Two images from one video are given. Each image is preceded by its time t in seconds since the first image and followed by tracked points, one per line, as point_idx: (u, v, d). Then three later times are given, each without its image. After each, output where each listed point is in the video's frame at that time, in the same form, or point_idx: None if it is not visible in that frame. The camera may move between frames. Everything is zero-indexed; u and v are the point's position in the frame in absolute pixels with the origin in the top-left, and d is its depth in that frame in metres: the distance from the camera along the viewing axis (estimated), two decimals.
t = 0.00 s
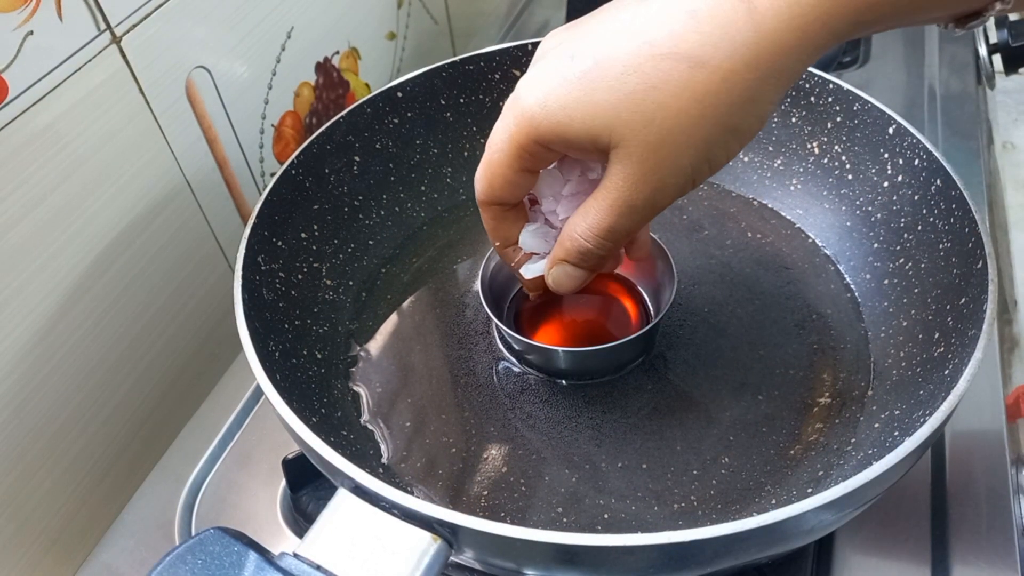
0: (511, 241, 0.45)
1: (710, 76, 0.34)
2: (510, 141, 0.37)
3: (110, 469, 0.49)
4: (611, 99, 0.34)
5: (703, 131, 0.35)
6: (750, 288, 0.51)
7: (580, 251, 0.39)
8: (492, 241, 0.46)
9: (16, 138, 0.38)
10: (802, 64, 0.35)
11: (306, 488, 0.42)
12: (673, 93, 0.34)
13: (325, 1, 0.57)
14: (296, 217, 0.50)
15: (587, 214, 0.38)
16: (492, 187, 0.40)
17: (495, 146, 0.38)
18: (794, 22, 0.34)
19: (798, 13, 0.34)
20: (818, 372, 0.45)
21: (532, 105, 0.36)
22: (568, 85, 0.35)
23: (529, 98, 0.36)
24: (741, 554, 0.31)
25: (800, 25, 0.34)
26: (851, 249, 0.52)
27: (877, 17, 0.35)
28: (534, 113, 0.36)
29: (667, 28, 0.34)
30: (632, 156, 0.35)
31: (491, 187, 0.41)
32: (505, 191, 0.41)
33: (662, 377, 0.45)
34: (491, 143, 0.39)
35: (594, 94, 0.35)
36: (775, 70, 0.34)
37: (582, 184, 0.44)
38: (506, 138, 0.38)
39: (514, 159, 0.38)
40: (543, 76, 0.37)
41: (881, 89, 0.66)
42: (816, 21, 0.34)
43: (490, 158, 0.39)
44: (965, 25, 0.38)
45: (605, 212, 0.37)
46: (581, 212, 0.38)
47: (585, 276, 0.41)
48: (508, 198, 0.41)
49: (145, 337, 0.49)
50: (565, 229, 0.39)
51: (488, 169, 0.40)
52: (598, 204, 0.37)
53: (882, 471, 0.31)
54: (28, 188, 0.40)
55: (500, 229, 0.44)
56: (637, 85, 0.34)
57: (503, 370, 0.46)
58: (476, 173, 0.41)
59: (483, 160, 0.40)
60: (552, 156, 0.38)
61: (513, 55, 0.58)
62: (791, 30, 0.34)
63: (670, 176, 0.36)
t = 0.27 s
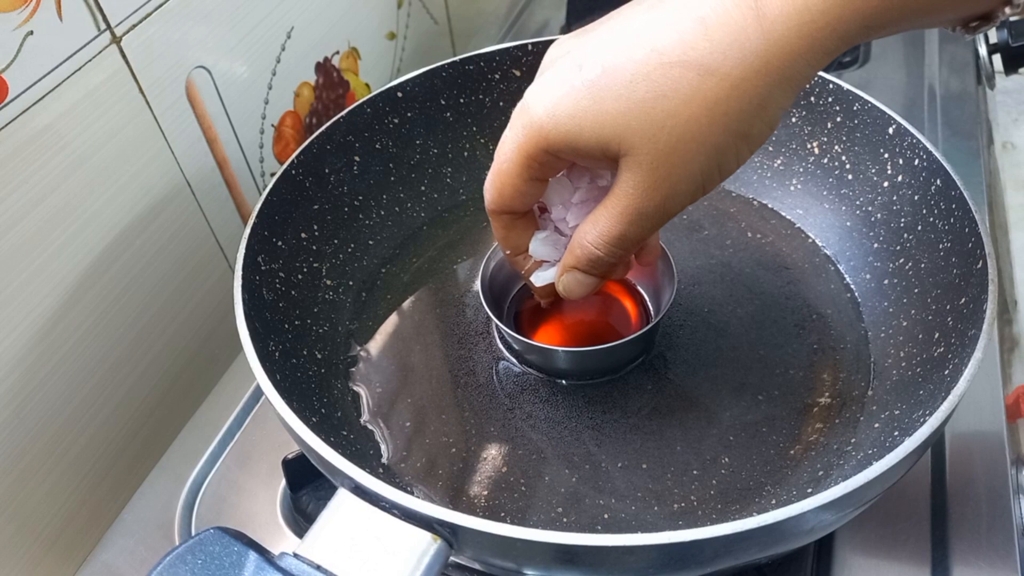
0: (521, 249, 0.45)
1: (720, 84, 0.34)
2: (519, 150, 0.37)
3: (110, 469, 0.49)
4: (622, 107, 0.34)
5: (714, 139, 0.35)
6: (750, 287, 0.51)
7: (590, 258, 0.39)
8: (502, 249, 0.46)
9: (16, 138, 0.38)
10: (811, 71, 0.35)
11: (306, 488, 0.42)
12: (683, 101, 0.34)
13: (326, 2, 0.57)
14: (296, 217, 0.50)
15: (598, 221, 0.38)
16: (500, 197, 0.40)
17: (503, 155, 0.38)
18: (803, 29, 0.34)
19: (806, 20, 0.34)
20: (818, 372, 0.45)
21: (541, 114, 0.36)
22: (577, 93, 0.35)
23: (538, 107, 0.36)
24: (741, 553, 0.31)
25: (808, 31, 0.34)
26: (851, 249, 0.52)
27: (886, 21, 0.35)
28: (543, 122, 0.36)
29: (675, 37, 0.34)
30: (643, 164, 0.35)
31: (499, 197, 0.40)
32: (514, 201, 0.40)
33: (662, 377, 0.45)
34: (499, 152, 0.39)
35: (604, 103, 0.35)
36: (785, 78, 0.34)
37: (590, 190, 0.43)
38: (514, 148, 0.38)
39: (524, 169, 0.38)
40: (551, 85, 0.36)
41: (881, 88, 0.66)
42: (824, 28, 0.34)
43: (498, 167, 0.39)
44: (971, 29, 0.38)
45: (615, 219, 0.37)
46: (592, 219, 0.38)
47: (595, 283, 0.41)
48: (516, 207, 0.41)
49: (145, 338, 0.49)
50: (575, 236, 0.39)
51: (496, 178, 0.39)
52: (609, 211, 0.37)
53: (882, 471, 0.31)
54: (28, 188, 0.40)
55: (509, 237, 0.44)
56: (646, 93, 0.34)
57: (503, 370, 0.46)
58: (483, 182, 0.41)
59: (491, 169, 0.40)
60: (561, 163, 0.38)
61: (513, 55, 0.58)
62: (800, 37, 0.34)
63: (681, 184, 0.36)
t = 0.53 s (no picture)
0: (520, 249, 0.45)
1: (717, 87, 0.34)
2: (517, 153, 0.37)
3: (110, 469, 0.49)
4: (620, 111, 0.34)
5: (711, 141, 0.34)
6: (750, 287, 0.51)
7: (590, 259, 0.39)
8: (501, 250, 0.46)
9: (16, 137, 0.38)
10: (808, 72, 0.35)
11: (306, 488, 0.42)
12: (681, 104, 0.34)
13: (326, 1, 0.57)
14: (296, 217, 0.50)
15: (596, 223, 0.38)
16: (498, 198, 0.40)
17: (500, 157, 0.38)
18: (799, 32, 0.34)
19: (803, 22, 0.34)
20: (818, 372, 0.45)
21: (539, 117, 0.36)
22: (575, 96, 0.35)
23: (535, 110, 0.36)
24: (741, 554, 0.31)
25: (804, 33, 0.34)
26: (851, 249, 0.52)
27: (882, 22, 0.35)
28: (540, 124, 0.36)
29: (673, 39, 0.34)
30: (641, 167, 0.35)
31: (498, 200, 0.41)
32: (512, 203, 0.40)
33: (662, 377, 0.45)
34: (497, 154, 0.38)
35: (601, 106, 0.34)
36: (781, 80, 0.34)
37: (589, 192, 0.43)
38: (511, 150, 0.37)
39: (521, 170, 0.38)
40: (549, 87, 0.36)
41: (881, 88, 0.66)
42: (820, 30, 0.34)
43: (496, 168, 0.39)
44: (968, 29, 0.38)
45: (614, 221, 0.37)
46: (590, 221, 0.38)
47: (595, 282, 0.41)
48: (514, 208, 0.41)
49: (145, 337, 0.49)
50: (574, 237, 0.39)
51: (494, 180, 0.39)
52: (607, 213, 0.37)
53: (882, 471, 0.31)
54: (28, 187, 0.40)
55: (508, 237, 0.44)
56: (644, 97, 0.34)
57: (503, 370, 0.46)
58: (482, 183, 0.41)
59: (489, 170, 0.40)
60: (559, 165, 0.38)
61: (513, 54, 0.57)
62: (796, 39, 0.34)
63: (679, 186, 0.35)
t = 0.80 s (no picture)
0: (508, 261, 0.44)
1: (713, 108, 0.33)
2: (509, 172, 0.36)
3: (110, 469, 0.49)
4: (616, 131, 0.34)
5: (708, 160, 0.34)
6: (750, 287, 0.51)
7: (588, 271, 0.39)
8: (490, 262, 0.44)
9: (16, 138, 0.38)
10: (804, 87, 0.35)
11: (306, 488, 0.42)
12: (676, 125, 0.34)
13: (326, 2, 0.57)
14: (296, 217, 0.50)
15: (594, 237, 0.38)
16: (489, 215, 0.39)
17: (491, 175, 0.38)
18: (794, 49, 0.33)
19: (797, 38, 0.33)
20: (818, 372, 0.45)
21: (532, 137, 0.35)
22: (569, 116, 0.35)
23: (528, 129, 0.35)
24: (741, 554, 0.31)
25: (799, 49, 0.33)
26: (851, 249, 0.52)
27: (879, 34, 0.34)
28: (534, 145, 0.35)
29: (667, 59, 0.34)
30: (638, 187, 0.35)
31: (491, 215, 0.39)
32: (503, 219, 0.39)
33: (662, 377, 0.45)
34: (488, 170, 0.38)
35: (596, 128, 0.34)
36: (776, 99, 0.34)
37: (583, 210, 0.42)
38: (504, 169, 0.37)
39: (514, 189, 0.37)
40: (541, 105, 0.36)
41: (881, 89, 0.66)
42: (817, 46, 0.33)
43: (487, 185, 0.38)
44: (960, 40, 0.37)
45: (612, 237, 0.37)
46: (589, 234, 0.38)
47: (593, 292, 0.41)
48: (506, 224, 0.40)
49: (144, 339, 0.49)
50: (573, 250, 0.39)
51: (485, 197, 0.38)
52: (605, 229, 0.37)
53: (882, 471, 0.31)
54: (28, 188, 0.40)
55: (496, 249, 0.43)
56: (639, 118, 0.34)
57: (503, 370, 0.46)
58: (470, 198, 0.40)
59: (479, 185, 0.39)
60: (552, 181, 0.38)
61: (513, 55, 0.58)
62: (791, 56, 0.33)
63: (676, 203, 0.36)
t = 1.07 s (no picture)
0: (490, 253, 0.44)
1: (710, 120, 0.33)
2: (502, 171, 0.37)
3: (110, 469, 0.49)
4: (611, 137, 0.34)
5: (704, 169, 0.34)
6: (750, 287, 0.51)
7: (593, 275, 0.40)
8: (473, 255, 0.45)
9: (16, 138, 0.38)
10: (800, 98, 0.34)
11: (306, 488, 0.42)
12: (673, 135, 0.33)
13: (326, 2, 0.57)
14: (296, 217, 0.50)
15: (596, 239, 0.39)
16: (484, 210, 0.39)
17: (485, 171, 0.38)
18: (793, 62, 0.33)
19: (796, 49, 0.33)
20: (818, 372, 0.45)
21: (528, 141, 0.35)
22: (565, 121, 0.34)
23: (524, 132, 0.35)
24: (741, 554, 0.31)
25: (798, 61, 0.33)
26: (851, 249, 0.52)
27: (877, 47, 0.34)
28: (530, 149, 0.35)
29: (665, 67, 0.33)
30: (635, 194, 0.35)
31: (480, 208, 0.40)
32: (492, 212, 0.40)
33: (662, 377, 0.45)
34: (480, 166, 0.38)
35: (592, 134, 0.34)
36: (772, 111, 0.34)
37: (584, 226, 0.46)
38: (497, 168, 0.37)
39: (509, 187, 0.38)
40: (537, 106, 0.35)
41: (881, 89, 0.66)
42: (815, 56, 0.33)
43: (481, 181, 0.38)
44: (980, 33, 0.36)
45: (611, 239, 0.38)
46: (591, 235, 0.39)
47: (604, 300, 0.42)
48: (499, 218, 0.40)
49: (144, 339, 0.49)
50: (585, 257, 0.40)
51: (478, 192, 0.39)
52: (607, 234, 0.38)
53: (882, 471, 0.31)
54: (28, 188, 0.40)
55: (483, 242, 0.43)
56: (635, 125, 0.34)
57: (503, 371, 0.46)
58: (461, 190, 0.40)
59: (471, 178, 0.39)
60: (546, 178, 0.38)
61: (513, 55, 0.57)
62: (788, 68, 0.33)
63: (673, 208, 0.36)
